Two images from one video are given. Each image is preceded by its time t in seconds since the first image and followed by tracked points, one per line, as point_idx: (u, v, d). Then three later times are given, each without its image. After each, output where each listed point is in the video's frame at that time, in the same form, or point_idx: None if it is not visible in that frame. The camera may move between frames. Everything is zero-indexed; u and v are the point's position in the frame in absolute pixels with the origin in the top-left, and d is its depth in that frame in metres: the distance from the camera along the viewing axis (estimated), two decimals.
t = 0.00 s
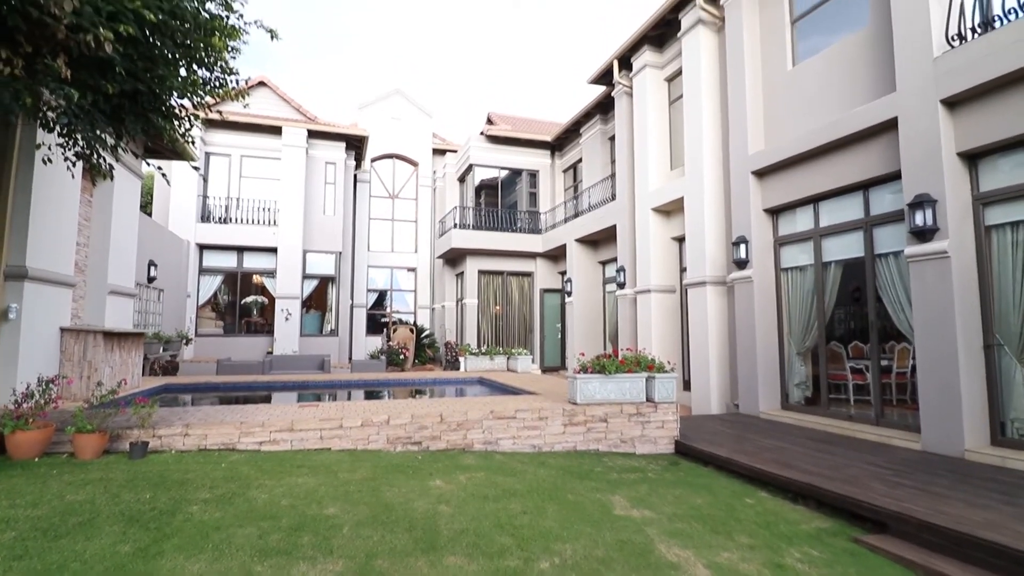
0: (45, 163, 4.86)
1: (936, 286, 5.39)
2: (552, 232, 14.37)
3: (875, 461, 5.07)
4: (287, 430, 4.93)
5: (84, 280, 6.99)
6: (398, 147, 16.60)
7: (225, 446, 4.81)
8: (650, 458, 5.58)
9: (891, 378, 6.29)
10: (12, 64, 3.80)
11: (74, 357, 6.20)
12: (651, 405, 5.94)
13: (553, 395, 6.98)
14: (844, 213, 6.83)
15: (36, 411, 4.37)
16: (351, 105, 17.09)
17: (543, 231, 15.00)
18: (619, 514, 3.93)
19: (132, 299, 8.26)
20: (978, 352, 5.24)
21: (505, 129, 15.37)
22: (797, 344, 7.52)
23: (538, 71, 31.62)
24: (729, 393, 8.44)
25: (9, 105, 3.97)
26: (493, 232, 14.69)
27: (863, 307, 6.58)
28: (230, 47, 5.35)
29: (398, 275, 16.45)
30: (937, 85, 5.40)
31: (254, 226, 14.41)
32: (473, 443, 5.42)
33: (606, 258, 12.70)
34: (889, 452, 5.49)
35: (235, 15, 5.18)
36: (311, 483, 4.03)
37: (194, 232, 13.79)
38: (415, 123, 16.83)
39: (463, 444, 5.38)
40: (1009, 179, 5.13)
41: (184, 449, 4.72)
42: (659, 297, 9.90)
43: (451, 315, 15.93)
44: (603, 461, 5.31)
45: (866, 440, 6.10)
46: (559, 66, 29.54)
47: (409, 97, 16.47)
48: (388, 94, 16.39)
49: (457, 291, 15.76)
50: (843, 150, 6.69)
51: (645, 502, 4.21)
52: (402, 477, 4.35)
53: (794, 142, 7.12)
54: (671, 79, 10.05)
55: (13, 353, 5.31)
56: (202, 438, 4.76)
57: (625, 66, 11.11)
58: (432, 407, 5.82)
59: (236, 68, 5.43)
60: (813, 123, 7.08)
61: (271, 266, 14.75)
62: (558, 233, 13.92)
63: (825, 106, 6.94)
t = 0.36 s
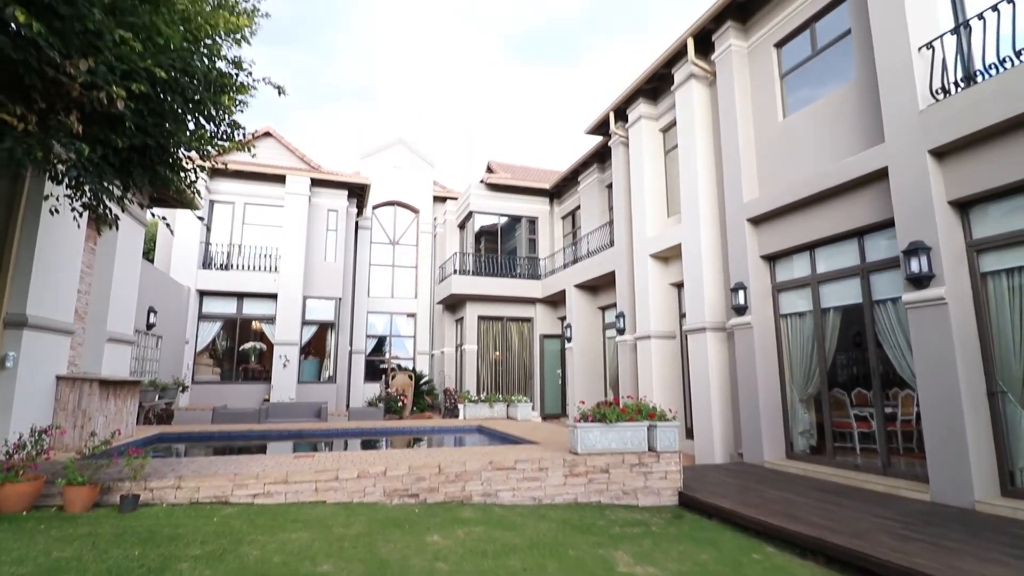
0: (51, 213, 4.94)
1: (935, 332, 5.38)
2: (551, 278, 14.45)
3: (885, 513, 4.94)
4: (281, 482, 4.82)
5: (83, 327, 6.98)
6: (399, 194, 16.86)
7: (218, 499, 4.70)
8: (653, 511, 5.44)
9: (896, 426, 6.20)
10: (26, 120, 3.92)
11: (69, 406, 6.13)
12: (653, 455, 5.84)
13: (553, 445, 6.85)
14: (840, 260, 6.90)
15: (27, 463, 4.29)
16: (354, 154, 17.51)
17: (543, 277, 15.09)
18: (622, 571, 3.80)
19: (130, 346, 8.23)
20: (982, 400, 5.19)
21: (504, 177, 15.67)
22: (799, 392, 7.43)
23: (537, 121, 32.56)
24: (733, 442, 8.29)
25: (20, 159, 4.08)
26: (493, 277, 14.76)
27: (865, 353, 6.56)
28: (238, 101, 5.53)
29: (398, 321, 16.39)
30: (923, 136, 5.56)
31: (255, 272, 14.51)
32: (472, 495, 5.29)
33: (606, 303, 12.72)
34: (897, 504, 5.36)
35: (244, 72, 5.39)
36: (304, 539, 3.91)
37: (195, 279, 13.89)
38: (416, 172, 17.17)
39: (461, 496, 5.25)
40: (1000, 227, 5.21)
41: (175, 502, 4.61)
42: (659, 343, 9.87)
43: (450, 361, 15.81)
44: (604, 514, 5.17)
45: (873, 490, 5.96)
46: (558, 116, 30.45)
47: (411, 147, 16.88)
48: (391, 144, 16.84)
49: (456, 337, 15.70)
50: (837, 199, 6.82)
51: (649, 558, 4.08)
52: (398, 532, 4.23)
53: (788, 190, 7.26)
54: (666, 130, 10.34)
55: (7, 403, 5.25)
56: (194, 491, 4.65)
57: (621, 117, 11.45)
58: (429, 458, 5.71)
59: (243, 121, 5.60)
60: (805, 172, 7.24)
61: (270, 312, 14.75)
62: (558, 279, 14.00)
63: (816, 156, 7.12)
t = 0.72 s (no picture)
0: (57, 264, 4.97)
1: (939, 381, 5.32)
2: (552, 325, 14.44)
3: (901, 572, 4.75)
4: (275, 539, 4.67)
5: (82, 375, 6.90)
6: (401, 242, 17.05)
7: (209, 557, 4.54)
8: (660, 569, 5.24)
9: (907, 478, 6.05)
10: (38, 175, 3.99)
11: (61, 459, 5.99)
12: (659, 510, 5.68)
13: (555, 499, 6.66)
14: (840, 307, 6.91)
15: (15, 519, 4.17)
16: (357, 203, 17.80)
17: (543, 323, 15.08)
18: None
19: (126, 396, 8.14)
20: (992, 450, 5.08)
21: (505, 225, 15.89)
22: (805, 441, 7.29)
23: (537, 171, 33.29)
24: (740, 494, 8.07)
25: (29, 212, 4.15)
26: (494, 324, 14.76)
27: (870, 402, 6.47)
28: (246, 154, 5.69)
29: (398, 369, 16.29)
30: (916, 186, 5.67)
31: (256, 320, 14.51)
32: (471, 552, 5.11)
33: (607, 351, 12.65)
34: (912, 560, 5.17)
35: (253, 127, 5.58)
36: None
37: (195, 327, 13.89)
38: (418, 220, 17.44)
39: (460, 553, 5.07)
40: (998, 275, 5.24)
41: (164, 559, 4.45)
42: (662, 391, 9.75)
43: (450, 410, 15.59)
44: (609, 573, 4.98)
45: (887, 546, 5.75)
46: (557, 167, 31.17)
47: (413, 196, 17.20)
48: (394, 193, 17.10)
49: (456, 385, 15.52)
50: (834, 246, 6.89)
51: None
52: None
53: (785, 239, 7.34)
54: (663, 180, 10.55)
55: None
56: (186, 547, 4.49)
57: (619, 168, 11.71)
58: (427, 513, 5.54)
59: (250, 173, 5.74)
60: (802, 221, 7.35)
61: (269, 360, 14.66)
62: (559, 326, 13.97)
63: (812, 205, 7.24)
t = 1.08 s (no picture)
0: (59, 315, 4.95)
1: (946, 431, 5.23)
2: (552, 374, 14.33)
3: None
4: None
5: (73, 428, 6.68)
6: (401, 290, 17.12)
7: None
8: None
9: (920, 533, 5.86)
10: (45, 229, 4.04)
11: (49, 515, 5.83)
12: (663, 568, 5.56)
13: (557, 556, 6.44)
14: (842, 356, 6.88)
15: None
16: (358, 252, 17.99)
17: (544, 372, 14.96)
18: None
19: (119, 449, 7.98)
20: (1005, 503, 4.95)
21: (504, 273, 16.01)
22: (813, 494, 7.10)
23: (537, 221, 33.79)
24: (748, 551, 7.79)
25: (34, 265, 4.18)
26: (494, 373, 14.64)
27: (878, 453, 6.34)
28: (251, 206, 5.82)
29: (397, 420, 16.03)
30: (910, 236, 5.75)
31: (254, 369, 14.39)
32: None
33: (608, 400, 12.49)
34: None
35: (259, 180, 5.72)
36: None
37: (191, 376, 13.79)
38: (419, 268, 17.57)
39: None
40: (996, 323, 5.26)
41: None
42: (665, 442, 9.57)
43: (449, 462, 15.24)
44: None
45: None
46: (556, 217, 31.67)
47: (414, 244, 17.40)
48: (395, 242, 17.30)
49: (456, 436, 15.22)
50: (832, 295, 6.92)
51: None
52: None
53: (783, 287, 7.39)
54: (661, 229, 10.71)
55: None
56: None
57: (617, 218, 11.91)
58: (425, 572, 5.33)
59: (254, 225, 5.83)
60: (799, 269, 7.41)
61: (266, 410, 14.44)
62: (559, 375, 13.84)
63: (808, 254, 7.33)
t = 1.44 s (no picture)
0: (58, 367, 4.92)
1: (955, 484, 5.12)
2: (553, 424, 14.11)
3: None
4: None
5: (65, 482, 6.53)
6: (400, 339, 17.04)
7: None
8: None
9: None
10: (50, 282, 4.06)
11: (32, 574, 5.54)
12: None
13: None
14: (846, 406, 6.79)
15: None
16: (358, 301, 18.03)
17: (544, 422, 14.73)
18: None
19: (108, 505, 7.74)
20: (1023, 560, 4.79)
21: (504, 321, 15.99)
22: (824, 551, 6.85)
23: (536, 270, 34.07)
24: None
25: (36, 317, 4.17)
26: (494, 423, 14.41)
27: (889, 507, 6.17)
28: (254, 257, 5.90)
29: (394, 472, 15.63)
30: (907, 285, 5.79)
31: (250, 420, 14.17)
32: None
33: (610, 451, 12.23)
34: None
35: (263, 231, 5.82)
36: None
37: (186, 428, 13.56)
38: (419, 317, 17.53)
39: None
40: (1000, 372, 5.22)
41: None
42: (670, 496, 9.32)
43: (447, 516, 14.78)
44: None
45: None
46: (556, 265, 31.98)
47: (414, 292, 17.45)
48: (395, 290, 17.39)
49: (455, 489, 14.80)
50: (833, 344, 6.91)
51: None
52: None
53: (784, 336, 7.38)
54: (660, 277, 10.79)
55: None
56: None
57: (615, 267, 12.01)
58: None
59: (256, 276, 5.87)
60: (799, 318, 7.43)
61: (261, 463, 14.11)
62: (561, 425, 13.62)
63: (807, 302, 7.36)
